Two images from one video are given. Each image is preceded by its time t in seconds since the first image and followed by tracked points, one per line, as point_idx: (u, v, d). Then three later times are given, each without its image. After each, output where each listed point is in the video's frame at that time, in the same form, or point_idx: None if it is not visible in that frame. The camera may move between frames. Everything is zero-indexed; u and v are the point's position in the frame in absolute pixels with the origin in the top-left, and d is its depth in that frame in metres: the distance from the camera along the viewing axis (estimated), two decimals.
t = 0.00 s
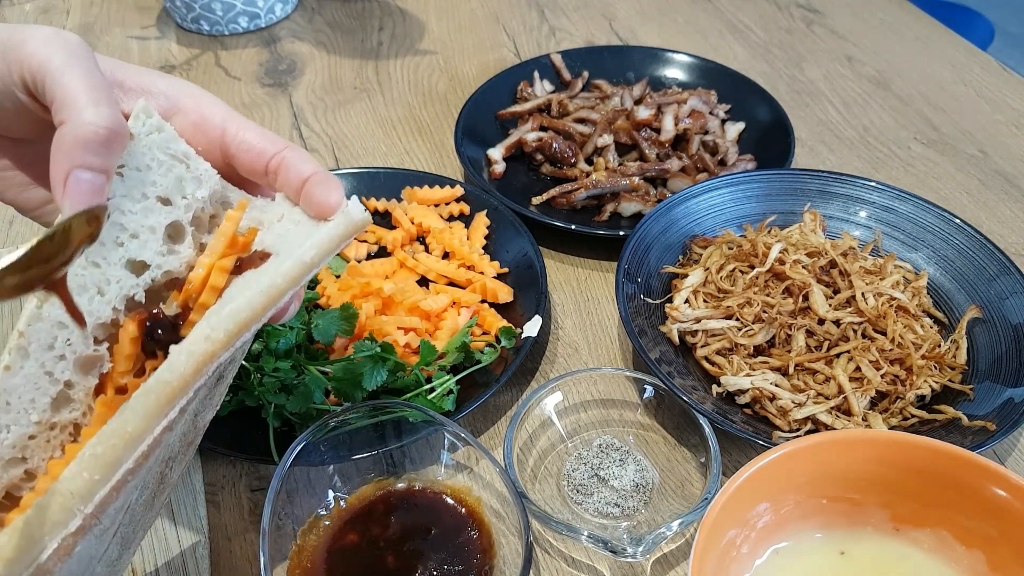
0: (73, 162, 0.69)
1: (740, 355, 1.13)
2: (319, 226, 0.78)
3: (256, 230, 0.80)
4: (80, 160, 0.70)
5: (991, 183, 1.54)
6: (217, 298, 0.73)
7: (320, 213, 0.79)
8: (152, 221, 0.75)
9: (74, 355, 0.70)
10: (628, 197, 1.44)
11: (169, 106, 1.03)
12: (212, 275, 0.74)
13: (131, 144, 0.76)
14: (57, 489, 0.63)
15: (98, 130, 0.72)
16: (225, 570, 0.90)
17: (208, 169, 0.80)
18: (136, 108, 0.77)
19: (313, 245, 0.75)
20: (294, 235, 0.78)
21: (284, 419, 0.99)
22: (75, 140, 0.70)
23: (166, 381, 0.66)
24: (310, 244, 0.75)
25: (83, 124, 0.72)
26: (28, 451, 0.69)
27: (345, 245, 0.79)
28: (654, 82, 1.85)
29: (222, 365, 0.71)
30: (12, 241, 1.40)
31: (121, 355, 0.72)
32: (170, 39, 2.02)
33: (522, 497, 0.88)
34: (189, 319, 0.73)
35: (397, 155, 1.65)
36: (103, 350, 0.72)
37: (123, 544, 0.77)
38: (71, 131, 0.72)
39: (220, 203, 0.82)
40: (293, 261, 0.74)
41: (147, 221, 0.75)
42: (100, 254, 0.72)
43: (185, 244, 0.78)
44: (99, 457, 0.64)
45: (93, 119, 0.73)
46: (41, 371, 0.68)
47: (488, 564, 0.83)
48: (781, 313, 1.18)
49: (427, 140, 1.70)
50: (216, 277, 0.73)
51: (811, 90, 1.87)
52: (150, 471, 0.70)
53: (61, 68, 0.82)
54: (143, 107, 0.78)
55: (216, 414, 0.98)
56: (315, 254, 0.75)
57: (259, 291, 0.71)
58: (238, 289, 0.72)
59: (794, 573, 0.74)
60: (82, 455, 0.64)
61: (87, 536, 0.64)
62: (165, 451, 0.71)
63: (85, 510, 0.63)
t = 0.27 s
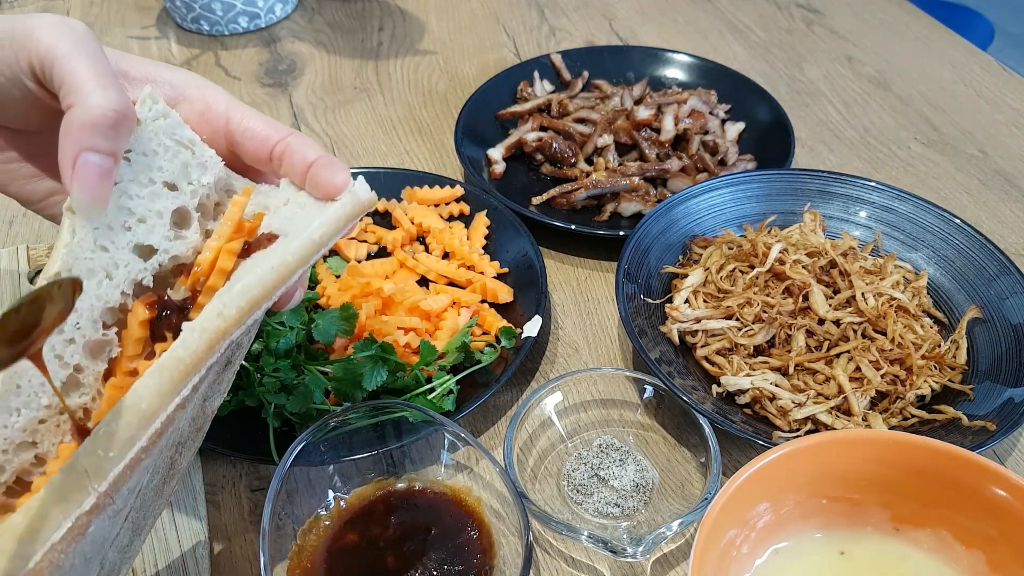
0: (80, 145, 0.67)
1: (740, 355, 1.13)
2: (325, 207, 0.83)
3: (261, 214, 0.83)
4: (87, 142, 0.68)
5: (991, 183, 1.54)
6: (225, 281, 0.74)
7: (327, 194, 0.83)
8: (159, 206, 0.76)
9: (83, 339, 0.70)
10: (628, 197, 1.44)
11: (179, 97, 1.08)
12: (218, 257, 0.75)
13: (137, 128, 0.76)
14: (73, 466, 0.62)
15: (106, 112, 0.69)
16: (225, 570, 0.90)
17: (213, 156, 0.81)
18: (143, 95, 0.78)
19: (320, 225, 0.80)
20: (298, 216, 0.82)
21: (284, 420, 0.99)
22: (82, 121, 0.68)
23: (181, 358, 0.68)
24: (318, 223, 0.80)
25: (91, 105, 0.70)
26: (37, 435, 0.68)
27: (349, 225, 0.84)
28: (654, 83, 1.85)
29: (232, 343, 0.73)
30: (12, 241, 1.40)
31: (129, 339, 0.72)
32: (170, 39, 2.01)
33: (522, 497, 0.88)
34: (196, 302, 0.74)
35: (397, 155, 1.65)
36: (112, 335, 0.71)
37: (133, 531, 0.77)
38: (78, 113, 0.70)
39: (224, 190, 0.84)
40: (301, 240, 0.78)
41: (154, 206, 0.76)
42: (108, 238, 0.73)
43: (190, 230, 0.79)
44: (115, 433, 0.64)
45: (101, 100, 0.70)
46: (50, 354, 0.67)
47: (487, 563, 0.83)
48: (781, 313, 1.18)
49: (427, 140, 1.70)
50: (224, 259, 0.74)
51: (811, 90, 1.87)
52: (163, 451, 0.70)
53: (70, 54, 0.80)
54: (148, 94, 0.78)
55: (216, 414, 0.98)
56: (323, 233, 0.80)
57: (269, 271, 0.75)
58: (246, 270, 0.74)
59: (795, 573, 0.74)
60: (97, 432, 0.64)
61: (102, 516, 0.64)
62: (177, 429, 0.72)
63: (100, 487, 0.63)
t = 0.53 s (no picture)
0: (86, 123, 0.69)
1: (740, 355, 1.13)
2: (331, 183, 0.84)
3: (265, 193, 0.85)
4: (92, 120, 0.69)
5: (991, 183, 1.54)
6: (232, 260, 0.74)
7: (330, 169, 0.85)
8: (164, 186, 0.76)
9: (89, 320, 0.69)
10: (628, 197, 1.44)
11: (182, 79, 1.11)
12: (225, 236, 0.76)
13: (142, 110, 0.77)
14: (83, 443, 0.63)
15: (111, 90, 0.71)
16: (225, 570, 0.90)
17: (216, 138, 0.82)
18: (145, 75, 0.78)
19: (327, 199, 0.81)
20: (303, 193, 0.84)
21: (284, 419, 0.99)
22: (87, 99, 0.70)
23: (189, 331, 0.68)
24: (324, 197, 0.81)
25: (96, 85, 0.71)
26: (46, 417, 0.67)
27: (355, 200, 0.85)
28: (654, 82, 1.85)
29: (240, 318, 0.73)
30: (12, 241, 1.40)
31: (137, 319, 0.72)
32: (170, 39, 2.01)
33: (522, 497, 0.88)
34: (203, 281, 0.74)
35: (397, 155, 1.65)
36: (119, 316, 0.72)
37: (144, 514, 0.77)
38: (83, 93, 0.71)
39: (228, 172, 0.85)
40: (309, 214, 0.78)
41: (159, 186, 0.76)
42: (114, 218, 0.73)
43: (196, 210, 0.80)
44: (123, 409, 0.64)
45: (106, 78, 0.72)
46: (58, 335, 0.67)
47: (487, 563, 0.83)
48: (781, 313, 1.18)
49: (427, 140, 1.70)
50: (230, 238, 0.75)
51: (811, 91, 1.87)
52: (172, 431, 0.70)
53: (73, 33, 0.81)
54: (150, 73, 0.78)
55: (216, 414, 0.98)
56: (329, 207, 0.81)
57: (275, 245, 0.75)
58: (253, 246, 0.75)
59: (795, 573, 0.74)
60: (106, 408, 0.64)
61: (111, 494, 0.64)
62: (186, 408, 0.72)
63: (110, 463, 0.63)
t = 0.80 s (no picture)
0: (85, 98, 0.69)
1: (740, 355, 1.13)
2: (333, 155, 0.84)
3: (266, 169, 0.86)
4: (92, 96, 0.70)
5: (991, 183, 1.54)
6: (235, 234, 0.75)
7: (333, 142, 0.87)
8: (166, 162, 0.77)
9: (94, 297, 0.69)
10: (628, 197, 1.44)
11: (182, 57, 1.11)
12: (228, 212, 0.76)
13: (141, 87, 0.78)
14: (90, 418, 0.62)
15: (110, 66, 0.73)
16: (225, 570, 0.90)
17: (216, 116, 0.83)
18: (143, 52, 0.80)
19: (328, 170, 0.80)
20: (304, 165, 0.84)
21: (284, 420, 0.99)
22: (86, 74, 0.71)
23: (195, 304, 0.67)
24: (326, 169, 0.81)
25: (95, 62, 0.73)
26: (54, 395, 0.67)
27: (358, 172, 0.85)
28: (654, 82, 1.85)
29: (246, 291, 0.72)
30: (12, 241, 1.40)
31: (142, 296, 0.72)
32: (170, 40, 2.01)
33: (522, 497, 0.88)
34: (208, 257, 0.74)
35: (397, 155, 1.65)
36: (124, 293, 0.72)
37: (155, 491, 0.76)
38: (82, 71, 0.72)
39: (228, 150, 0.86)
40: (311, 186, 0.79)
41: (160, 162, 0.76)
42: (117, 195, 0.73)
43: (198, 187, 0.80)
44: (131, 383, 0.63)
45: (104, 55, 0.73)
46: (63, 313, 0.67)
47: (487, 562, 0.83)
48: (781, 313, 1.18)
49: (427, 140, 1.70)
50: (234, 214, 0.75)
51: (811, 91, 1.87)
52: (180, 407, 0.69)
53: (70, 14, 0.82)
54: (148, 51, 0.80)
55: (216, 414, 0.98)
56: (332, 178, 0.80)
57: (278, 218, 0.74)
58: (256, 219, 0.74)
59: (795, 573, 0.74)
60: (113, 383, 0.63)
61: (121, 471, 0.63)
62: (194, 385, 0.71)
63: (120, 438, 0.62)
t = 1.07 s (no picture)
0: (80, 82, 0.69)
1: (740, 355, 1.13)
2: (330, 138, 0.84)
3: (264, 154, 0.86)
4: (87, 80, 0.69)
5: (991, 183, 1.54)
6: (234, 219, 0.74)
7: (329, 125, 0.87)
8: (162, 147, 0.77)
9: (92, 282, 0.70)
10: (628, 197, 1.44)
11: (180, 43, 1.11)
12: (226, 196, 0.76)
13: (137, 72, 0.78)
14: (88, 399, 0.61)
15: (105, 49, 0.72)
16: (225, 570, 0.90)
17: (213, 100, 0.83)
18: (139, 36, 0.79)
19: (326, 152, 0.81)
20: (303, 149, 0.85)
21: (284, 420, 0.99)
22: (82, 58, 0.70)
23: (193, 286, 0.67)
24: (323, 151, 0.81)
25: (90, 45, 0.72)
26: (53, 379, 0.67)
27: (356, 154, 0.85)
28: (654, 82, 1.85)
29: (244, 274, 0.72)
30: (12, 241, 1.40)
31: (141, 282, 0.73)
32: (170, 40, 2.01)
33: (522, 497, 0.88)
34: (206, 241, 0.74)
35: (397, 155, 1.65)
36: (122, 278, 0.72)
37: (155, 476, 0.76)
38: (78, 53, 0.71)
39: (225, 135, 0.86)
40: (307, 169, 0.79)
41: (157, 147, 0.76)
42: (113, 179, 0.73)
43: (195, 172, 0.80)
44: (130, 363, 0.63)
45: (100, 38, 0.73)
46: (62, 297, 0.67)
47: (487, 563, 0.83)
48: (781, 313, 1.18)
49: (427, 140, 1.70)
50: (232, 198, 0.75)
51: (811, 91, 1.87)
52: (179, 390, 0.69)
53: None
54: (144, 35, 0.79)
55: (215, 414, 0.98)
56: (328, 161, 0.81)
57: (275, 202, 0.75)
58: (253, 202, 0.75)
59: (795, 573, 0.74)
60: (111, 364, 0.63)
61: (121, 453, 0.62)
62: (193, 367, 0.71)
63: (118, 419, 0.62)
